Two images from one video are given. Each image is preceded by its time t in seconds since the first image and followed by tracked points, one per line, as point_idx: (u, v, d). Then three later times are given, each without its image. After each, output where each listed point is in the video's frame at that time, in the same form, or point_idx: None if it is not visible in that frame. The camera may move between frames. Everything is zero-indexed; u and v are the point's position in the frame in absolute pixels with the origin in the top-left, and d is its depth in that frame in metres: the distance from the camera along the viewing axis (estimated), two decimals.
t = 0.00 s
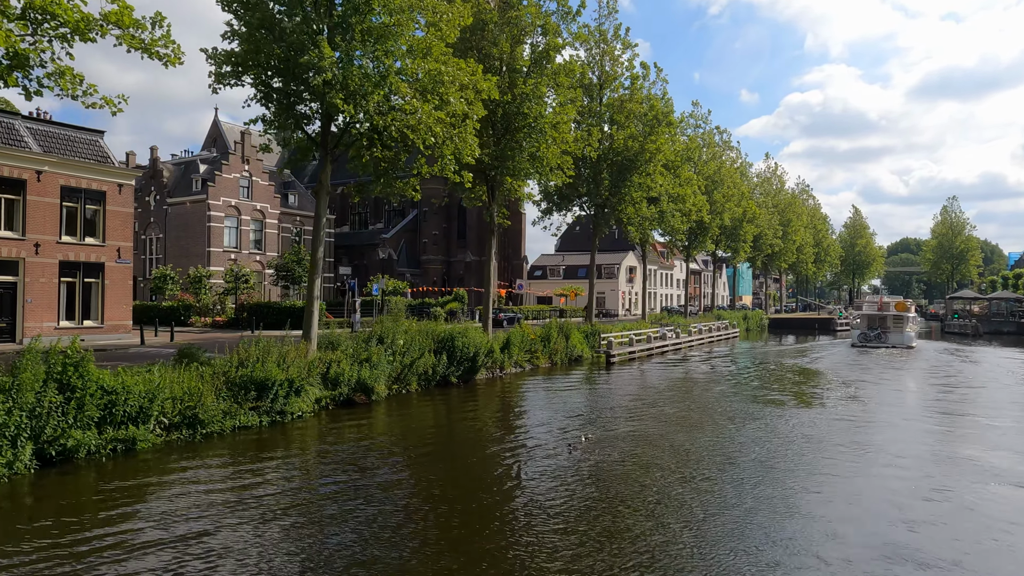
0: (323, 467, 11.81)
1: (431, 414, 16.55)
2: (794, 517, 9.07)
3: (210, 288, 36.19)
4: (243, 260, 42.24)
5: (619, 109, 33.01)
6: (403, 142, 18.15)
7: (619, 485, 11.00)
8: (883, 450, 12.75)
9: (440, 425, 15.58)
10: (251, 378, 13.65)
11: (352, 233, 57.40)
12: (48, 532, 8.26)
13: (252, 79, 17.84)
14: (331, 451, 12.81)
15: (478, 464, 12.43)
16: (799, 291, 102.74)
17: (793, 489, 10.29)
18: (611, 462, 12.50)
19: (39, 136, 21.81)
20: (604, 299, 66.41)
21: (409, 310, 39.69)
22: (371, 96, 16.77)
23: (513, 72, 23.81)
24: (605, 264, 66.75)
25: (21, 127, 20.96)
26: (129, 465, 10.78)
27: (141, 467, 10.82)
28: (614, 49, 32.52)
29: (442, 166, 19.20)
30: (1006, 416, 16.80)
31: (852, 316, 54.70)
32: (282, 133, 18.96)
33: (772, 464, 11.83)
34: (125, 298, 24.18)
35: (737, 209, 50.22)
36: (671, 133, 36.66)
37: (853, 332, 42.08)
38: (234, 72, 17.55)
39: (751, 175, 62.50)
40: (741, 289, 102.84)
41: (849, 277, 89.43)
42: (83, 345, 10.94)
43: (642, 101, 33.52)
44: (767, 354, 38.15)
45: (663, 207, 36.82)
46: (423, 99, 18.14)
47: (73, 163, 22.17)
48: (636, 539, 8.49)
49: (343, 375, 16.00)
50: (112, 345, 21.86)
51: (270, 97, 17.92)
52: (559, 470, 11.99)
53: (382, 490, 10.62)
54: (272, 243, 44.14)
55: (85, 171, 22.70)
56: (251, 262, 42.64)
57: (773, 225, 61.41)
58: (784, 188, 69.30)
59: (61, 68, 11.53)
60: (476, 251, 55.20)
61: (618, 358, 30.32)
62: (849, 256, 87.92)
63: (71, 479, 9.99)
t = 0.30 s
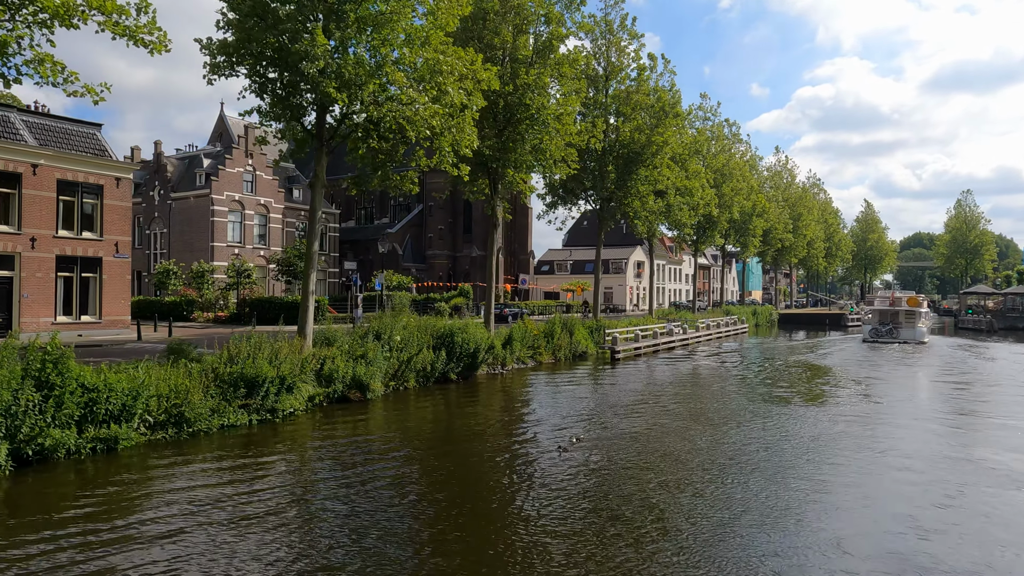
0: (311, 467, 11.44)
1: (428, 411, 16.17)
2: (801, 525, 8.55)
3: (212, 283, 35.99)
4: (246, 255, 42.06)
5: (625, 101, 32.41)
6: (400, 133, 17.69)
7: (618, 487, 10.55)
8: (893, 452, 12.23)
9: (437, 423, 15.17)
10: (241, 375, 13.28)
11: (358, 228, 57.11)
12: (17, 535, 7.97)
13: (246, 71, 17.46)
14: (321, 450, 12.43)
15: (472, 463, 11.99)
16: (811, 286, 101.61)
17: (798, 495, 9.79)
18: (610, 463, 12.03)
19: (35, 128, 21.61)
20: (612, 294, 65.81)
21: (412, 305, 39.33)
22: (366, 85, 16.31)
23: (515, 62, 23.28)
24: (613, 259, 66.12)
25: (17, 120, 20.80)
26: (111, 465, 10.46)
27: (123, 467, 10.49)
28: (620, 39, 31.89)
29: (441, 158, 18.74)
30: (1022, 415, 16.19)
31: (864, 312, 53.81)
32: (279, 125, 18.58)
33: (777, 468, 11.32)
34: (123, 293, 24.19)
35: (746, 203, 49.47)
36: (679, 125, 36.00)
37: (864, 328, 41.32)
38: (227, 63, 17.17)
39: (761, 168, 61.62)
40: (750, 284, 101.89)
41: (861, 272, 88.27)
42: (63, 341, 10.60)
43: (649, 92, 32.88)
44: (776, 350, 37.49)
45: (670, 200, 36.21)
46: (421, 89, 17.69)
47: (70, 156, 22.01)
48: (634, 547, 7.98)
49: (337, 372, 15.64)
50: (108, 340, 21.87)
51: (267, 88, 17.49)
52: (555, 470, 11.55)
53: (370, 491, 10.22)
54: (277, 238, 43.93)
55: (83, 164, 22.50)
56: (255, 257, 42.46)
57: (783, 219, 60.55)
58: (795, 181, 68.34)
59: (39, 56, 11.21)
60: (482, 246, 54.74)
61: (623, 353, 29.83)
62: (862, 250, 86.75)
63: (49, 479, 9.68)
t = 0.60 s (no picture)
0: (295, 471, 11.04)
1: (422, 413, 15.77)
2: (801, 538, 8.07)
3: (211, 282, 36.07)
4: (248, 254, 41.82)
5: (629, 97, 31.91)
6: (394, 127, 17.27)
7: (611, 494, 10.10)
8: (901, 459, 11.75)
9: (430, 425, 14.74)
10: (227, 376, 12.91)
11: (361, 227, 56.88)
12: None
13: (236, 66, 17.09)
14: (307, 452, 12.05)
15: (462, 467, 11.56)
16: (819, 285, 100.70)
17: (798, 505, 9.32)
18: (604, 468, 11.60)
19: (29, 126, 21.47)
20: (617, 293, 65.28)
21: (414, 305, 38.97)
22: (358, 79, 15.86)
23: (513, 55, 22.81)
24: (618, 258, 65.58)
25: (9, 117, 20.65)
26: (88, 469, 10.12)
27: (101, 471, 10.14)
28: (623, 34, 31.38)
29: (437, 154, 18.35)
30: None
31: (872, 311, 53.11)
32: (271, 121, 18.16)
33: (778, 475, 10.84)
34: (118, 291, 24.05)
35: (752, 201, 48.86)
36: (683, 122, 35.47)
37: (872, 328, 40.66)
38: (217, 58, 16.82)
39: (768, 166, 60.93)
40: (757, 283, 101.16)
41: (869, 271, 87.37)
42: (38, 341, 10.26)
43: (653, 89, 32.38)
44: (783, 350, 36.89)
45: (674, 198, 35.69)
46: (416, 84, 17.30)
47: (64, 154, 21.87)
48: (624, 560, 7.51)
49: (328, 373, 15.27)
50: (101, 340, 21.71)
51: (259, 83, 17.10)
52: (548, 476, 11.11)
53: (352, 497, 9.83)
54: (279, 237, 43.68)
55: (76, 162, 22.28)
56: (256, 256, 42.23)
57: (790, 217, 59.80)
58: (803, 179, 67.57)
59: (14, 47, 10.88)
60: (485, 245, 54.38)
61: (625, 353, 29.38)
62: (870, 249, 85.90)
63: (21, 484, 9.34)
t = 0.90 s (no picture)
0: (274, 475, 10.66)
1: (412, 416, 15.35)
2: (801, 552, 7.58)
3: (208, 282, 35.62)
4: (245, 253, 41.54)
5: (629, 95, 31.45)
6: (384, 123, 16.89)
7: (600, 500, 9.68)
8: (903, 465, 11.32)
9: (420, 428, 14.34)
10: (209, 379, 12.55)
11: (361, 226, 56.61)
12: None
13: (224, 61, 16.73)
14: (288, 456, 11.67)
15: (448, 472, 11.15)
16: (824, 286, 99.92)
17: (799, 516, 8.83)
18: (595, 473, 11.17)
19: (18, 124, 21.46)
20: (620, 293, 64.86)
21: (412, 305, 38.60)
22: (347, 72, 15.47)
23: (509, 51, 22.43)
24: (621, 258, 65.12)
25: None
26: (58, 474, 9.77)
27: (71, 476, 9.78)
28: (623, 31, 30.95)
29: (430, 150, 17.97)
30: None
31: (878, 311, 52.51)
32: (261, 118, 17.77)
33: (777, 484, 10.35)
34: (109, 290, 24.13)
35: (756, 199, 48.34)
36: (685, 120, 35.01)
37: (877, 328, 40.10)
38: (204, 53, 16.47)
39: (773, 165, 60.35)
40: (761, 283, 100.54)
41: (875, 271, 86.65)
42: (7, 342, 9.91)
43: (654, 86, 31.92)
44: (786, 351, 36.41)
45: (676, 197, 35.25)
46: (407, 78, 16.91)
47: (55, 152, 21.92)
48: (607, 572, 7.08)
49: (315, 375, 14.87)
50: (91, 339, 21.90)
51: (248, 79, 16.73)
52: (537, 481, 10.68)
53: (328, 503, 9.40)
54: (277, 236, 43.38)
55: (66, 160, 22.31)
56: (254, 256, 41.93)
57: (795, 217, 59.18)
58: (808, 178, 66.96)
59: None
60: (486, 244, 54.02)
61: (625, 354, 28.96)
62: (875, 249, 85.16)
63: None
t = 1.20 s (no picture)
0: (251, 481, 10.30)
1: (401, 419, 14.95)
2: (798, 569, 7.13)
3: (205, 281, 34.84)
4: (244, 253, 41.27)
5: (630, 92, 30.93)
6: (374, 119, 16.50)
7: (587, 510, 9.27)
8: (904, 473, 10.90)
9: (408, 431, 13.95)
10: (189, 382, 12.22)
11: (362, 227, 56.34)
12: None
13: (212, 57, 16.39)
14: (269, 461, 11.29)
15: (432, 478, 10.75)
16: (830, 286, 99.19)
17: (796, 529, 8.38)
18: (585, 481, 10.76)
19: (8, 122, 21.33)
20: (622, 294, 64.43)
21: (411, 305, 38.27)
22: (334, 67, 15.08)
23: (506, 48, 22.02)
24: (623, 258, 64.66)
25: None
26: (25, 482, 9.42)
27: (39, 483, 9.44)
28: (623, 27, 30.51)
29: (422, 147, 17.57)
30: None
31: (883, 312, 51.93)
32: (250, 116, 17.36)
33: (775, 494, 9.89)
34: (99, 291, 23.96)
35: (759, 199, 47.82)
36: (687, 118, 34.54)
37: (882, 329, 39.55)
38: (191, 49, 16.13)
39: (777, 164, 59.78)
40: (765, 283, 99.94)
41: (880, 271, 85.93)
42: None
43: (655, 83, 31.45)
44: (788, 352, 35.94)
45: (677, 196, 34.80)
46: (397, 72, 16.53)
47: (45, 151, 21.80)
48: None
49: (302, 378, 14.52)
50: (80, 340, 21.76)
51: (237, 75, 16.38)
52: (523, 489, 10.27)
53: (300, 511, 9.00)
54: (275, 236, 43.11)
55: (56, 158, 22.18)
56: (252, 256, 41.67)
57: (800, 216, 58.60)
58: (812, 178, 66.33)
59: None
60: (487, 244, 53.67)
61: (625, 355, 28.52)
62: (881, 249, 84.44)
63: None
